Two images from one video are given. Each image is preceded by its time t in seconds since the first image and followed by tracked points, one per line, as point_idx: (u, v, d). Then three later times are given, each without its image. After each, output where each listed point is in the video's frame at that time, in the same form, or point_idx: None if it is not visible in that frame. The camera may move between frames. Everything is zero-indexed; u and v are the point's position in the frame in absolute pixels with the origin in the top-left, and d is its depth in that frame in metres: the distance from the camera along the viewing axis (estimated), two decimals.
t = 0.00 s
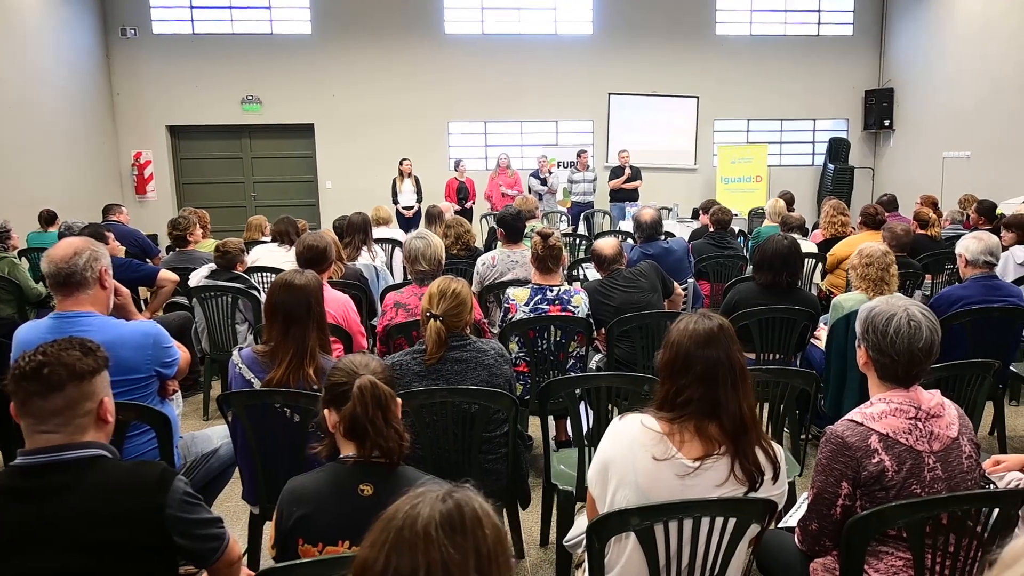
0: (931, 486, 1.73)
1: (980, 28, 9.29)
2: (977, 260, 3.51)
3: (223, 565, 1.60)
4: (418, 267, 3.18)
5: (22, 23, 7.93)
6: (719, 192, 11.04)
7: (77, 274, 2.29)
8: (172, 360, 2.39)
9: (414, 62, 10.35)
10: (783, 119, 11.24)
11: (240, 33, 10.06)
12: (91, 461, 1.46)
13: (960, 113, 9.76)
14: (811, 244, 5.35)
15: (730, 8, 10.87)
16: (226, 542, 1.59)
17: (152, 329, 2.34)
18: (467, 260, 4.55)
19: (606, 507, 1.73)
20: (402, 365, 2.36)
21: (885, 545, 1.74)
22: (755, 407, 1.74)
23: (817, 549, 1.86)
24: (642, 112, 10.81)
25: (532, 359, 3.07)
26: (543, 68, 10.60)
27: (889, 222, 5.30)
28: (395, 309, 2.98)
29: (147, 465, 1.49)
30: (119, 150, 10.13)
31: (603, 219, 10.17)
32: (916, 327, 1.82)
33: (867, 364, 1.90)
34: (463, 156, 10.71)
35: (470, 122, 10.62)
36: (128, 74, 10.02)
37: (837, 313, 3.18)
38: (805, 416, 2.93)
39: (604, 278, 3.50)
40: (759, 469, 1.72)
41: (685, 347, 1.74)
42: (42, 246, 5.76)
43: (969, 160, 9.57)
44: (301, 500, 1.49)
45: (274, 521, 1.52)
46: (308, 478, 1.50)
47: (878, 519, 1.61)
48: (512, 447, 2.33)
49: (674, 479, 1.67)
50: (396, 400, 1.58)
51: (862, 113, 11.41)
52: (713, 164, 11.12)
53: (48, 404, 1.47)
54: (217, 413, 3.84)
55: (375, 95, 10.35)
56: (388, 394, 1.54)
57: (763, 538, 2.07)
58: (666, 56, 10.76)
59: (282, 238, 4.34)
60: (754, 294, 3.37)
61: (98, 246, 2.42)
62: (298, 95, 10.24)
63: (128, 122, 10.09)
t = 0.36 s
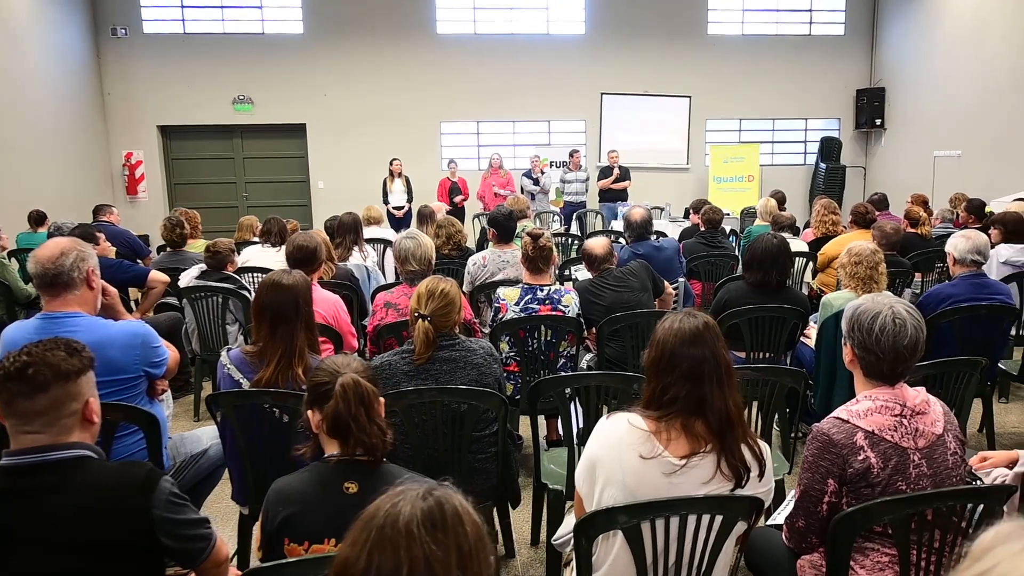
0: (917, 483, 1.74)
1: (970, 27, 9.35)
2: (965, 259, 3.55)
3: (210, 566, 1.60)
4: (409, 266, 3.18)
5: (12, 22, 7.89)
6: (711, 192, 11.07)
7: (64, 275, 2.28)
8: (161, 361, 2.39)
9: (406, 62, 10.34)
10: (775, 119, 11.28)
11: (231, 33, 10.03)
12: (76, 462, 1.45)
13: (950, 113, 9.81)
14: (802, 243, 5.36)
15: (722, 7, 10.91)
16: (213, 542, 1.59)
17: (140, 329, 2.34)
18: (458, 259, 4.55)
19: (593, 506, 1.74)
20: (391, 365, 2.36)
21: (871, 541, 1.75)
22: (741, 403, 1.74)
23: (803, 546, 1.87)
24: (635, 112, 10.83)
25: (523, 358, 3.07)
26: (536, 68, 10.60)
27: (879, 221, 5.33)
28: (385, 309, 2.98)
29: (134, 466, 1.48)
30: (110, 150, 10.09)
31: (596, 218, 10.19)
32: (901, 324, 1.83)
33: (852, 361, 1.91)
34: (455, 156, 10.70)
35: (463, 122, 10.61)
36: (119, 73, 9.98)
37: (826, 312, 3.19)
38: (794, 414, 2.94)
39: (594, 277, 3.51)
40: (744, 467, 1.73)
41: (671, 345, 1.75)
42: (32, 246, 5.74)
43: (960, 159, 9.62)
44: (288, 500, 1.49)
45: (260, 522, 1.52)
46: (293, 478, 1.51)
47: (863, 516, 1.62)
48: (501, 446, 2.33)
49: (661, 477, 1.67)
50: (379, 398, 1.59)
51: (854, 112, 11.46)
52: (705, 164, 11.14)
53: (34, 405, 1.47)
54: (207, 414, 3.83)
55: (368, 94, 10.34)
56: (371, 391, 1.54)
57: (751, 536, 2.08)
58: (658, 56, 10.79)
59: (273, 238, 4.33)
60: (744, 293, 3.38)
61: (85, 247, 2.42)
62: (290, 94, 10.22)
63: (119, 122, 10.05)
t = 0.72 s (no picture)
0: (899, 480, 1.75)
1: (955, 30, 9.44)
2: (949, 258, 3.58)
3: (193, 569, 1.59)
4: (395, 268, 3.18)
5: None
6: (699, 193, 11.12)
7: (48, 278, 2.27)
8: (145, 363, 2.38)
9: (395, 63, 10.33)
10: (762, 120, 11.35)
11: (218, 34, 9.99)
12: (58, 465, 1.45)
13: (936, 114, 9.91)
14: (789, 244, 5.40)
15: (710, 9, 10.96)
16: (197, 545, 1.58)
17: (123, 331, 2.32)
18: (446, 261, 4.55)
19: (578, 505, 1.74)
20: (376, 366, 2.36)
21: (853, 539, 1.77)
22: (724, 402, 1.75)
23: (787, 544, 1.88)
24: (624, 113, 10.86)
25: (510, 360, 3.07)
26: (525, 70, 10.62)
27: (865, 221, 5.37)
28: (372, 310, 2.97)
29: (116, 468, 1.48)
30: (95, 153, 10.01)
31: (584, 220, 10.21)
32: (882, 323, 1.84)
33: (835, 360, 1.93)
34: (444, 158, 10.70)
35: (452, 124, 10.61)
36: (104, 75, 9.91)
37: (812, 312, 3.21)
38: (781, 414, 2.96)
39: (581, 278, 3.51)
40: (728, 465, 1.73)
41: (654, 345, 1.75)
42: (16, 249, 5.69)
43: (945, 160, 9.71)
44: (271, 502, 1.49)
45: (243, 525, 1.52)
46: (276, 480, 1.51)
47: (846, 513, 1.63)
48: (488, 447, 2.33)
49: (645, 476, 1.68)
50: (360, 399, 1.60)
51: (840, 114, 11.55)
52: (694, 165, 11.19)
53: (14, 408, 1.46)
54: (193, 417, 3.81)
55: (356, 96, 10.33)
56: (352, 392, 1.56)
57: (738, 535, 2.09)
58: (646, 58, 10.83)
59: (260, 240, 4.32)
60: (731, 293, 3.40)
61: (68, 250, 2.41)
62: (278, 96, 10.19)
63: (105, 124, 9.98)
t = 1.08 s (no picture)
0: (885, 477, 1.76)
1: (944, 30, 9.51)
2: (938, 257, 3.61)
3: (182, 570, 1.59)
4: (386, 268, 3.18)
5: None
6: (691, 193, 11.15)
7: (43, 280, 2.29)
8: (135, 365, 2.37)
9: (386, 63, 10.32)
10: (753, 120, 11.40)
11: (208, 34, 9.95)
12: (45, 465, 1.44)
13: (925, 114, 9.98)
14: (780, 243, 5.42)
15: (701, 9, 10.99)
16: (185, 546, 1.58)
17: (113, 333, 2.32)
18: (437, 261, 4.54)
19: (567, 504, 1.74)
20: (367, 366, 2.36)
21: (840, 535, 1.78)
22: (713, 400, 1.76)
23: (775, 541, 1.89)
24: (616, 113, 10.88)
25: (500, 359, 3.07)
26: (517, 69, 10.62)
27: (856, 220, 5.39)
28: (363, 310, 2.97)
29: (104, 468, 1.47)
30: (85, 154, 9.96)
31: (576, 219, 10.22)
32: (869, 321, 1.86)
33: (823, 358, 1.94)
34: (436, 158, 10.69)
35: (444, 124, 10.61)
36: (94, 75, 9.85)
37: (802, 311, 3.22)
38: (771, 412, 2.97)
39: (572, 278, 3.52)
40: (716, 463, 1.74)
41: (642, 345, 1.76)
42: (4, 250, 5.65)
43: (935, 159, 9.78)
44: (260, 502, 1.49)
45: (231, 527, 1.52)
46: (264, 480, 1.51)
47: (833, 510, 1.64)
48: (478, 447, 2.33)
49: (633, 475, 1.68)
50: (348, 398, 1.60)
51: (831, 114, 11.62)
52: (685, 165, 11.22)
53: (2, 408, 1.46)
54: (183, 418, 3.80)
55: (348, 96, 10.31)
56: (339, 391, 1.56)
57: (727, 533, 2.09)
58: (638, 58, 10.86)
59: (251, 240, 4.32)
60: (721, 292, 3.41)
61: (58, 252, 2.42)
62: (269, 96, 10.16)
63: (95, 125, 9.92)
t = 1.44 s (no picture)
0: (871, 474, 1.77)
1: (934, 31, 9.57)
2: (927, 256, 3.63)
3: (170, 569, 1.58)
4: (376, 267, 3.17)
5: None
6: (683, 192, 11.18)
7: (35, 280, 2.31)
8: (123, 364, 2.37)
9: (378, 62, 10.30)
10: (745, 120, 11.44)
11: (200, 32, 9.92)
12: (31, 465, 1.44)
13: (916, 114, 10.03)
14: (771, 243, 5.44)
15: (693, 9, 11.03)
16: (173, 545, 1.57)
17: (102, 332, 2.32)
18: (429, 260, 4.54)
19: (555, 502, 1.75)
20: (356, 365, 2.36)
21: (827, 533, 1.79)
22: (701, 398, 1.77)
23: (762, 539, 1.90)
24: (608, 113, 10.90)
25: (491, 358, 3.07)
26: (509, 68, 10.62)
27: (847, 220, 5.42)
28: (353, 310, 2.97)
29: (90, 468, 1.47)
30: (75, 153, 9.90)
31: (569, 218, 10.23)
32: (855, 319, 1.87)
33: (809, 357, 1.95)
34: (428, 157, 10.68)
35: (436, 123, 10.60)
36: (84, 73, 9.80)
37: (792, 310, 3.23)
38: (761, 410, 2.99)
39: (563, 277, 3.52)
40: (703, 461, 1.74)
41: (629, 344, 1.77)
42: None
43: (926, 159, 9.83)
44: (248, 500, 1.49)
45: (218, 526, 1.51)
46: (251, 479, 1.50)
47: (819, 507, 1.65)
48: (468, 445, 2.34)
49: (621, 473, 1.69)
50: (336, 397, 1.60)
51: (823, 114, 11.67)
52: (678, 164, 11.24)
53: None
54: (173, 418, 3.79)
55: (340, 95, 10.29)
56: (326, 389, 1.56)
57: (715, 530, 2.10)
58: (630, 58, 10.88)
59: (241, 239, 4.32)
60: (711, 291, 3.42)
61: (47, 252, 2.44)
62: (261, 95, 10.14)
63: (85, 123, 9.87)
